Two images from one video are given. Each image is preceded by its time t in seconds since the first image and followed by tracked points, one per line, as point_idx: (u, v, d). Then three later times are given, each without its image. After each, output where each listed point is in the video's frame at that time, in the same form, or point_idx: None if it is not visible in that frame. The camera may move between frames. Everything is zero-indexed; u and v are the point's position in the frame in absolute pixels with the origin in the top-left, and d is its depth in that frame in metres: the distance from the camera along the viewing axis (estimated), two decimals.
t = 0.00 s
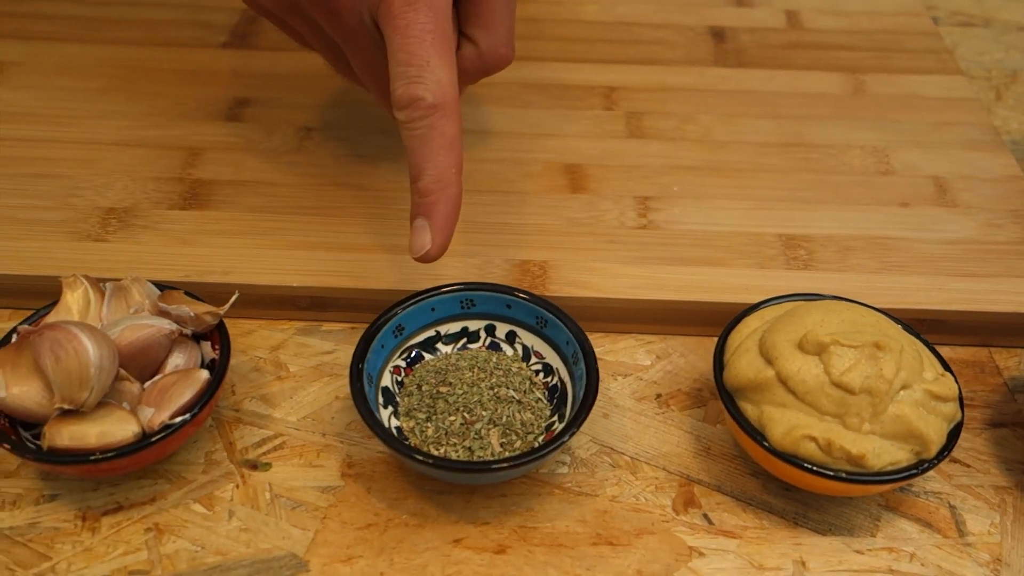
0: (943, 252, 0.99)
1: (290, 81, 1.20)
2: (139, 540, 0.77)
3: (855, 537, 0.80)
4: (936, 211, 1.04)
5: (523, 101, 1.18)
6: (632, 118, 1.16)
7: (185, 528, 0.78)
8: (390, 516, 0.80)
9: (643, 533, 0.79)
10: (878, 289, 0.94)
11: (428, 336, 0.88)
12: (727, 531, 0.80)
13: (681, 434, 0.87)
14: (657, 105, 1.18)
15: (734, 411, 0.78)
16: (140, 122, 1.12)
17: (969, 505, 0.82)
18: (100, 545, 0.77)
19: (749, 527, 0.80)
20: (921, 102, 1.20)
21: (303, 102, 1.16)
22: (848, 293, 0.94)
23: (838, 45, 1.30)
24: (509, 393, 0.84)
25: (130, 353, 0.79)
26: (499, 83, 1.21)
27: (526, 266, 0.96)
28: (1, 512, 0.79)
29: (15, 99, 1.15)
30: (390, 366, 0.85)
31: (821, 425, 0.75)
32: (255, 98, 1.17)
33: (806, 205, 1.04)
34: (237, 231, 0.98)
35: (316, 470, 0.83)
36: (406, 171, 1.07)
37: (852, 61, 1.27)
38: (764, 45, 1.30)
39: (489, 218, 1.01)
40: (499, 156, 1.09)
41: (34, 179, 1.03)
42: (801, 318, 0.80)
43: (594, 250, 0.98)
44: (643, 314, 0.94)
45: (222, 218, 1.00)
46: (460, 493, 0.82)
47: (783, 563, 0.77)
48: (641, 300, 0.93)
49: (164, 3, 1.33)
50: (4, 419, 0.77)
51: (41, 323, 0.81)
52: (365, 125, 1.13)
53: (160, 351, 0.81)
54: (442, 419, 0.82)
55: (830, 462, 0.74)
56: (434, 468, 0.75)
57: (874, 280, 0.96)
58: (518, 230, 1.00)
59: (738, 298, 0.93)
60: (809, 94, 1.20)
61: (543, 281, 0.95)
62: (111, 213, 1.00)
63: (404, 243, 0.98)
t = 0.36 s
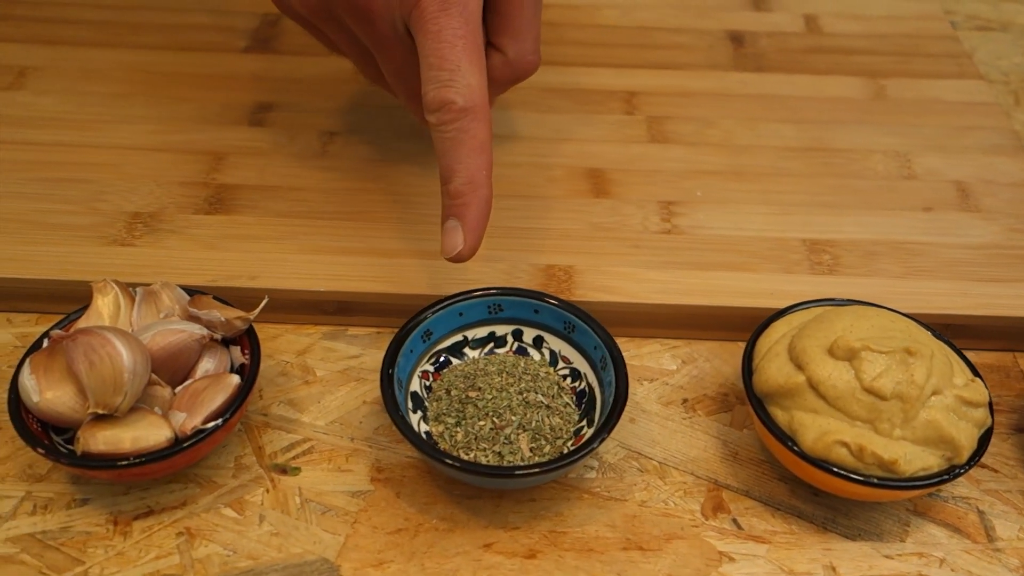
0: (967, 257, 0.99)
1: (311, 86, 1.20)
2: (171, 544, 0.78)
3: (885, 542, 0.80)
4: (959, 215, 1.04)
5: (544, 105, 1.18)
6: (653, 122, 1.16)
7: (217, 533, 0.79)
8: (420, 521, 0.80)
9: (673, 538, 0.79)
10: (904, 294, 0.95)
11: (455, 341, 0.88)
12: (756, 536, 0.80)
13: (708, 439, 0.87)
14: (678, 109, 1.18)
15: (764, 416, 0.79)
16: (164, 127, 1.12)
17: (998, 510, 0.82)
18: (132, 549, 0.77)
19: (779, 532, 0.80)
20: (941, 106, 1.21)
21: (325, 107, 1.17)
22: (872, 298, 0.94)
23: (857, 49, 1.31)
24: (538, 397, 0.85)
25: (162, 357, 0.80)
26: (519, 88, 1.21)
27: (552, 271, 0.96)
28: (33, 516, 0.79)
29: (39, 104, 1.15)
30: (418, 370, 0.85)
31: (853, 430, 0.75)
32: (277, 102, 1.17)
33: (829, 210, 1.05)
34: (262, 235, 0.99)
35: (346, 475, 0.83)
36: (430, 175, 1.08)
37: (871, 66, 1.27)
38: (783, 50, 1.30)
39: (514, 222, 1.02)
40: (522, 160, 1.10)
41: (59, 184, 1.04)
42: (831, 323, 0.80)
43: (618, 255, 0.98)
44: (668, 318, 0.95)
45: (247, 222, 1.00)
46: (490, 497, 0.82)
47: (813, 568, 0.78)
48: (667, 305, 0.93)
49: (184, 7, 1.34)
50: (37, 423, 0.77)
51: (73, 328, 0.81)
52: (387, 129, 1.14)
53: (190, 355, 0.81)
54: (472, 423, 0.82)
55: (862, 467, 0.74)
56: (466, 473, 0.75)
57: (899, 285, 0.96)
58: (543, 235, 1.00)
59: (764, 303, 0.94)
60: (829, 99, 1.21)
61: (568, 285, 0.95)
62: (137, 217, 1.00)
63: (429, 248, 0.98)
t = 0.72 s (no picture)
0: (995, 260, 0.99)
1: (335, 88, 1.20)
2: (205, 547, 0.78)
3: (919, 546, 0.80)
4: (986, 219, 1.04)
5: (568, 108, 1.19)
6: (677, 125, 1.16)
7: (251, 535, 0.79)
8: (453, 524, 0.80)
9: (706, 542, 0.79)
10: (933, 297, 0.95)
11: (486, 344, 0.88)
12: (791, 540, 0.80)
13: (739, 443, 0.87)
14: (701, 112, 1.19)
15: (799, 421, 0.79)
16: (189, 129, 1.13)
17: None
18: (167, 552, 0.77)
19: (813, 536, 0.80)
20: (965, 109, 1.20)
21: (349, 109, 1.17)
22: (902, 301, 0.94)
23: (879, 53, 1.31)
24: (569, 401, 0.85)
25: (196, 360, 0.80)
26: (543, 91, 1.21)
27: (580, 274, 0.96)
28: (67, 518, 0.79)
29: (64, 106, 1.15)
30: (449, 373, 0.85)
31: (889, 434, 0.75)
32: (301, 104, 1.17)
33: (855, 213, 1.05)
34: (290, 238, 0.99)
35: (378, 478, 0.83)
36: (455, 177, 1.08)
37: (893, 69, 1.28)
38: (804, 53, 1.30)
39: (541, 225, 1.02)
40: (547, 163, 1.10)
41: (87, 186, 1.04)
42: (865, 327, 0.80)
43: (647, 258, 0.98)
44: (697, 321, 0.95)
45: (275, 225, 1.00)
46: (522, 501, 0.82)
47: (848, 572, 0.77)
48: (696, 308, 0.93)
49: (207, 9, 1.34)
50: (71, 425, 0.77)
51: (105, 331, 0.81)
52: (412, 132, 1.14)
53: (224, 358, 0.81)
54: (505, 427, 0.82)
55: (899, 472, 0.74)
56: (502, 476, 0.75)
57: (928, 288, 0.96)
58: (570, 238, 1.00)
59: (793, 307, 0.94)
60: (852, 102, 1.21)
61: (597, 288, 0.95)
62: (164, 220, 1.00)
63: (457, 250, 0.98)
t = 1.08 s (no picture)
0: None
1: (360, 88, 1.20)
2: (243, 548, 0.78)
3: (958, 548, 0.79)
4: (1016, 220, 1.04)
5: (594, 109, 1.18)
6: (703, 126, 1.16)
7: (288, 536, 0.78)
8: (490, 525, 0.80)
9: (744, 544, 0.79)
10: (966, 299, 0.94)
11: (520, 344, 0.88)
12: (828, 542, 0.80)
13: (774, 444, 0.87)
14: (728, 113, 1.18)
15: (838, 422, 0.78)
16: (215, 129, 1.13)
17: None
18: (204, 552, 0.77)
19: (850, 538, 0.80)
20: (991, 110, 1.20)
21: (374, 109, 1.17)
22: (935, 303, 0.94)
23: (903, 53, 1.31)
24: (605, 402, 0.84)
25: (232, 361, 0.80)
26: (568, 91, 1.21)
27: (611, 274, 0.96)
28: (104, 518, 0.79)
29: (90, 106, 1.16)
30: (484, 374, 0.85)
31: (930, 436, 0.74)
32: (328, 105, 1.17)
33: (885, 214, 1.04)
34: (320, 238, 0.99)
35: (413, 478, 0.83)
36: (484, 178, 1.07)
37: (918, 70, 1.27)
38: (829, 54, 1.30)
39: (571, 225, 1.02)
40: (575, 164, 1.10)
41: (116, 187, 1.04)
42: (903, 328, 0.79)
43: (677, 259, 0.98)
44: (729, 323, 0.94)
45: (306, 225, 1.00)
46: (558, 502, 0.82)
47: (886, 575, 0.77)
48: (728, 309, 0.93)
49: (230, 10, 1.34)
50: (108, 426, 0.77)
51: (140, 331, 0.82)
52: (439, 132, 1.14)
53: (260, 357, 0.81)
54: (541, 428, 0.82)
55: (939, 474, 0.74)
56: (542, 477, 0.75)
57: (961, 289, 0.95)
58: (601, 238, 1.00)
59: (826, 308, 0.93)
60: (878, 103, 1.21)
61: (629, 289, 0.95)
62: (194, 220, 1.00)
63: (487, 251, 0.98)
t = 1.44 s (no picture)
0: None
1: (381, 89, 1.20)
2: (272, 551, 0.77)
3: (990, 553, 0.79)
4: None
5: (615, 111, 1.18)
6: (726, 127, 1.16)
7: (317, 539, 0.78)
8: (520, 528, 0.80)
9: (774, 548, 0.79)
10: (994, 302, 0.94)
11: (547, 347, 0.88)
12: (859, 547, 0.79)
13: (802, 448, 0.87)
14: (750, 114, 1.18)
15: (870, 426, 0.78)
16: (237, 129, 1.12)
17: None
18: (234, 555, 0.77)
19: (881, 543, 0.79)
20: (1014, 112, 1.20)
21: (396, 110, 1.16)
22: (964, 306, 0.93)
23: (924, 55, 1.30)
24: (633, 405, 0.84)
25: (262, 363, 0.79)
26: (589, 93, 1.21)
27: (637, 277, 0.96)
28: (132, 521, 0.79)
29: (111, 107, 1.15)
30: (512, 377, 0.85)
31: (964, 440, 0.74)
32: (349, 106, 1.17)
33: (910, 217, 1.04)
34: (345, 240, 0.98)
35: (441, 481, 0.83)
36: (506, 180, 1.07)
37: (940, 72, 1.27)
38: (850, 55, 1.30)
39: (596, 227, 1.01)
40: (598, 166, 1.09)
41: (138, 187, 1.04)
42: (935, 332, 0.79)
43: (703, 261, 0.98)
44: (756, 326, 0.94)
45: (330, 227, 1.00)
46: (587, 506, 0.82)
47: None
48: (756, 312, 0.93)
49: (249, 11, 1.34)
50: (138, 428, 0.77)
51: (168, 333, 0.81)
52: (461, 134, 1.13)
53: (289, 359, 0.81)
54: (570, 430, 0.82)
55: (974, 478, 0.73)
56: (574, 481, 0.75)
57: (988, 293, 0.95)
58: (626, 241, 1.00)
59: (853, 311, 0.93)
60: (900, 105, 1.20)
61: (655, 292, 0.94)
62: (218, 221, 1.00)
63: (512, 252, 0.98)
